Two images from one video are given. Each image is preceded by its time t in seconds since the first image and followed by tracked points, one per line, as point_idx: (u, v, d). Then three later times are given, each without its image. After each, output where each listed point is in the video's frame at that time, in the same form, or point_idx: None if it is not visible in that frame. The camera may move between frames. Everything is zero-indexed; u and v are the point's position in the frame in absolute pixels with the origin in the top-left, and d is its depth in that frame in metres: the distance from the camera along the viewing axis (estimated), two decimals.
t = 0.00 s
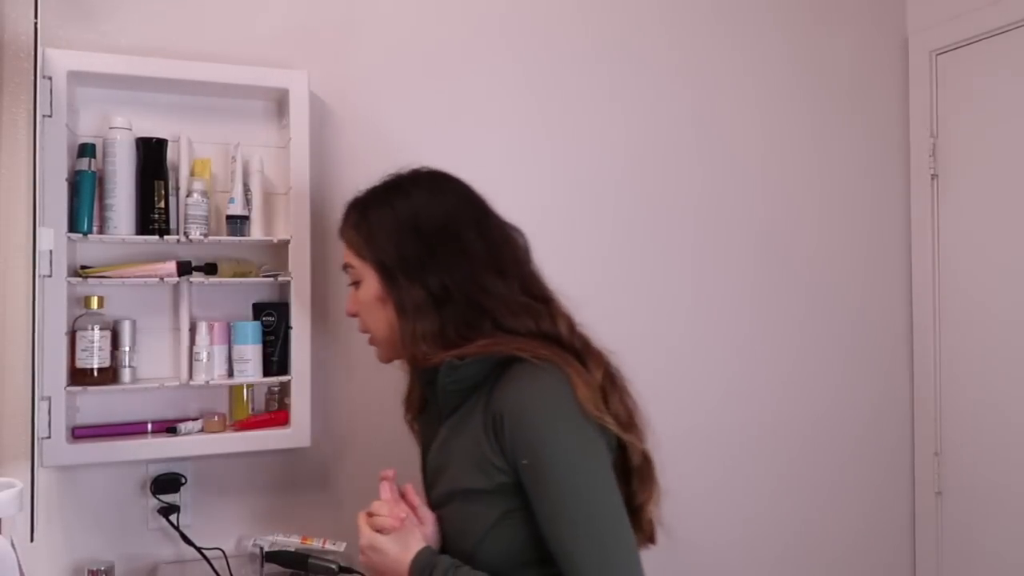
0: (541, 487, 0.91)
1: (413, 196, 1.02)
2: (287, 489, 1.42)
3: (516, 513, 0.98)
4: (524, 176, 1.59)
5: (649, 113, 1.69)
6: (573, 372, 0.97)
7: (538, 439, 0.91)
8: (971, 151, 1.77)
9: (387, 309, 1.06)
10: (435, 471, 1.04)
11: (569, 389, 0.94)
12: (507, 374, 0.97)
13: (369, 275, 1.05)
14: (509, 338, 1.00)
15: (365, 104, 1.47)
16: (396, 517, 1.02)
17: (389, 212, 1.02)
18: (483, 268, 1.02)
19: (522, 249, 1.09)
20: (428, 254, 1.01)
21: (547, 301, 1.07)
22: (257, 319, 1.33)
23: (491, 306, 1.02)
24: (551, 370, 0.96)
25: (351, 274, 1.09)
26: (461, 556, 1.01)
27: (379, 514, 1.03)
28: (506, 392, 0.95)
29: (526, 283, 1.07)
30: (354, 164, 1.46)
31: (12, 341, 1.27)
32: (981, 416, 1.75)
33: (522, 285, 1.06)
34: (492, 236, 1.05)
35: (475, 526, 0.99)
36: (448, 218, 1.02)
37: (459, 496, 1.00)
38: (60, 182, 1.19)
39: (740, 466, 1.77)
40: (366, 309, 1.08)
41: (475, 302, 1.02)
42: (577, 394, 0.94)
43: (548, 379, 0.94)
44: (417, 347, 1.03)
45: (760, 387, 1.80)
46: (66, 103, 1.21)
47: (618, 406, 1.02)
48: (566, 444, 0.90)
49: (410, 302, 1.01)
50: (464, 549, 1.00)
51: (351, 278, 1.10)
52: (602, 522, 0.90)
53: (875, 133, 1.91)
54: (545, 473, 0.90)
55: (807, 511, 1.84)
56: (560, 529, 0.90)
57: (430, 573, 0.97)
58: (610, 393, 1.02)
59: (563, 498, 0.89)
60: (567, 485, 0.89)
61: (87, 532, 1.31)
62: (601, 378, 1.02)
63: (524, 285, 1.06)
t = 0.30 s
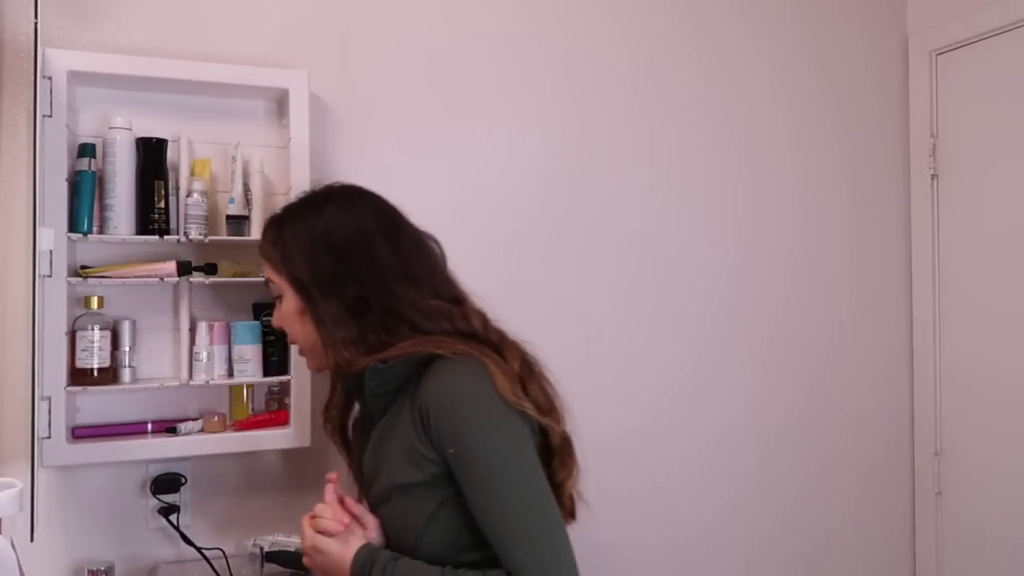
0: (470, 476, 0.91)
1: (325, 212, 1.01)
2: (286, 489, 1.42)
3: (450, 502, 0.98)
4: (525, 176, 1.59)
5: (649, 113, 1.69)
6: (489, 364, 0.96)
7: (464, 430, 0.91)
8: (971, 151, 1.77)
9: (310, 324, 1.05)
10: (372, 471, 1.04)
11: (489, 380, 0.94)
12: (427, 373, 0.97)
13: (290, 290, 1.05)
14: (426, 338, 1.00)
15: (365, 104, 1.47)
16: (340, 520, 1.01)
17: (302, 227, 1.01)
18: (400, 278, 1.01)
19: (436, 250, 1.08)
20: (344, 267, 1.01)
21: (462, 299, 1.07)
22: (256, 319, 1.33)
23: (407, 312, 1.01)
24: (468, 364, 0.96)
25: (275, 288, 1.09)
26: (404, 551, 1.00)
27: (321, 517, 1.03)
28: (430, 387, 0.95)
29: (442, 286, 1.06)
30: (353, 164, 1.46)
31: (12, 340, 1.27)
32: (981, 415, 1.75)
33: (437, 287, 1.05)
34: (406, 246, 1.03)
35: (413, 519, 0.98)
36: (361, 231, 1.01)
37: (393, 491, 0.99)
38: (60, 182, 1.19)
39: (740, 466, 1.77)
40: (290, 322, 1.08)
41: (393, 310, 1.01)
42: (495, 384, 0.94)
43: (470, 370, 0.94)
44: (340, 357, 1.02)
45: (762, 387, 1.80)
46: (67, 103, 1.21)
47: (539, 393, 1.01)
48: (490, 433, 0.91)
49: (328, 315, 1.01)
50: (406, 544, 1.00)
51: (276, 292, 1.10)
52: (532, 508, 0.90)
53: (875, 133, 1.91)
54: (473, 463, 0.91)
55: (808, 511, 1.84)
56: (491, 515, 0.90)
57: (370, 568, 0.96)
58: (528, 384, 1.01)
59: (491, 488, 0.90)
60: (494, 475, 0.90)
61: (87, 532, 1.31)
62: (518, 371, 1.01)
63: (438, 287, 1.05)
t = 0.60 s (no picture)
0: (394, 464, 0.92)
1: (297, 217, 1.05)
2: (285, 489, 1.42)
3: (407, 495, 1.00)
4: (525, 176, 1.59)
5: (649, 113, 1.69)
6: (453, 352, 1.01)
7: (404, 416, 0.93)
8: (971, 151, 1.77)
9: (286, 327, 1.08)
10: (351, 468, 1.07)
11: (448, 368, 0.97)
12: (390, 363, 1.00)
13: (265, 297, 1.07)
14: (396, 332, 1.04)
15: (364, 103, 1.47)
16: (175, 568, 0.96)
17: (275, 232, 1.04)
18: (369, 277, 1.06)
19: (403, 252, 1.14)
20: (318, 270, 1.04)
21: (429, 296, 1.13)
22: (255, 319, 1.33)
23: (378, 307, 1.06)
24: (429, 351, 0.99)
25: (248, 296, 1.10)
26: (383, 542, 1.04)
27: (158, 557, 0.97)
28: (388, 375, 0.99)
29: (409, 286, 1.11)
30: (353, 164, 1.46)
31: (12, 340, 1.27)
32: (982, 415, 1.76)
33: (408, 286, 1.11)
34: (373, 247, 1.08)
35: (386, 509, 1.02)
36: (331, 236, 1.05)
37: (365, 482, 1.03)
38: (60, 182, 1.19)
39: (740, 467, 1.77)
40: (265, 327, 1.09)
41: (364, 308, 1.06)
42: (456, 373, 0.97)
43: (421, 364, 0.97)
44: (316, 356, 1.06)
45: (763, 387, 1.80)
46: (67, 103, 1.21)
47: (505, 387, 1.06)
48: (430, 421, 0.93)
49: (302, 315, 1.05)
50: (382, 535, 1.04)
51: (248, 300, 1.12)
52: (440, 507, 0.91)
53: (874, 133, 1.91)
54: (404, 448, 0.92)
55: (809, 512, 1.84)
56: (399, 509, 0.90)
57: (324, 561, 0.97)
58: (494, 380, 1.05)
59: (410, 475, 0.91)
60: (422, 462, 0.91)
61: (87, 532, 1.31)
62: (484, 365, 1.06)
63: (409, 286, 1.11)
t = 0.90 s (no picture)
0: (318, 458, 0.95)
1: (283, 224, 1.05)
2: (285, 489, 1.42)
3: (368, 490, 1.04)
4: (525, 176, 1.59)
5: (650, 113, 1.69)
6: (423, 358, 1.02)
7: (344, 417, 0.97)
8: (971, 151, 1.78)
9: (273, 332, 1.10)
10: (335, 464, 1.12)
11: (408, 371, 1.00)
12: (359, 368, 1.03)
13: (254, 302, 1.08)
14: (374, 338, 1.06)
15: (364, 103, 1.47)
16: None
17: (262, 239, 1.05)
18: (351, 283, 1.07)
19: (393, 255, 1.15)
20: (303, 276, 1.05)
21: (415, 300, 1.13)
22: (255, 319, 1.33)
23: (359, 313, 1.07)
24: (396, 358, 1.01)
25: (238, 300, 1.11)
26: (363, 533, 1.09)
27: None
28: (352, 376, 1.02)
29: (396, 290, 1.12)
30: (353, 164, 1.46)
31: (12, 340, 1.27)
32: (982, 416, 1.76)
33: (392, 291, 1.11)
34: (358, 253, 1.09)
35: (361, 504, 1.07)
36: (316, 242, 1.06)
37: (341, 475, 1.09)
38: (60, 182, 1.19)
39: (741, 466, 1.77)
40: (255, 330, 1.11)
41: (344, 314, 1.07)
42: (415, 380, 1.00)
43: (377, 365, 1.00)
44: (300, 362, 1.08)
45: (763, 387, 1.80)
46: (67, 103, 1.21)
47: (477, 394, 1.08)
48: (366, 422, 0.96)
49: (287, 320, 1.06)
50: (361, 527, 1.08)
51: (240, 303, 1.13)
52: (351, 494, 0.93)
53: (874, 133, 1.91)
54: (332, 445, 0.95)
55: (810, 512, 1.84)
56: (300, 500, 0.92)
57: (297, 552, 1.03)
58: (464, 380, 1.08)
59: (328, 468, 0.93)
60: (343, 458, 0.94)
61: (86, 531, 1.31)
62: (458, 369, 1.08)
63: (393, 289, 1.11)
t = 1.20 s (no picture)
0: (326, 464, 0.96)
1: (279, 225, 1.06)
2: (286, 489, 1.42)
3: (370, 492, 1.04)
4: (525, 176, 1.59)
5: (650, 113, 1.69)
6: (419, 357, 1.02)
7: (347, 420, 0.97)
8: (971, 151, 1.78)
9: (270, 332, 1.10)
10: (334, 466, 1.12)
11: (405, 373, 1.00)
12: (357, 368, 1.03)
13: (252, 304, 1.09)
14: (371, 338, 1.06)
15: (364, 103, 1.47)
16: None
17: (259, 240, 1.06)
18: (348, 283, 1.07)
19: (389, 254, 1.15)
20: (300, 276, 1.06)
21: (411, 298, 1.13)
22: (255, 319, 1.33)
23: (356, 312, 1.07)
24: (393, 357, 1.01)
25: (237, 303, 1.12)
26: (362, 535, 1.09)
27: None
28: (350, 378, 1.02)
29: (393, 290, 1.12)
30: (353, 164, 1.46)
31: (12, 340, 1.27)
32: (982, 415, 1.76)
33: (388, 290, 1.11)
34: (354, 253, 1.09)
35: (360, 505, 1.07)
36: (312, 243, 1.06)
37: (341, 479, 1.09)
38: (60, 182, 1.19)
39: (741, 466, 1.77)
40: (255, 332, 1.12)
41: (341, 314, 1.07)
42: (413, 380, 1.00)
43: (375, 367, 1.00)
44: (298, 361, 1.08)
45: (763, 387, 1.80)
46: (67, 103, 1.21)
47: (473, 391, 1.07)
48: (369, 425, 0.96)
49: (284, 321, 1.06)
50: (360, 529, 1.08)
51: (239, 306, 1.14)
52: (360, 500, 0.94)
53: (874, 133, 1.91)
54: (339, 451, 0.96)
55: (809, 512, 1.84)
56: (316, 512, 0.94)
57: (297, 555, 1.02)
58: (460, 379, 1.07)
59: (339, 477, 0.94)
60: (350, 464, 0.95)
61: (87, 531, 1.31)
62: (454, 368, 1.08)
63: (389, 288, 1.11)
